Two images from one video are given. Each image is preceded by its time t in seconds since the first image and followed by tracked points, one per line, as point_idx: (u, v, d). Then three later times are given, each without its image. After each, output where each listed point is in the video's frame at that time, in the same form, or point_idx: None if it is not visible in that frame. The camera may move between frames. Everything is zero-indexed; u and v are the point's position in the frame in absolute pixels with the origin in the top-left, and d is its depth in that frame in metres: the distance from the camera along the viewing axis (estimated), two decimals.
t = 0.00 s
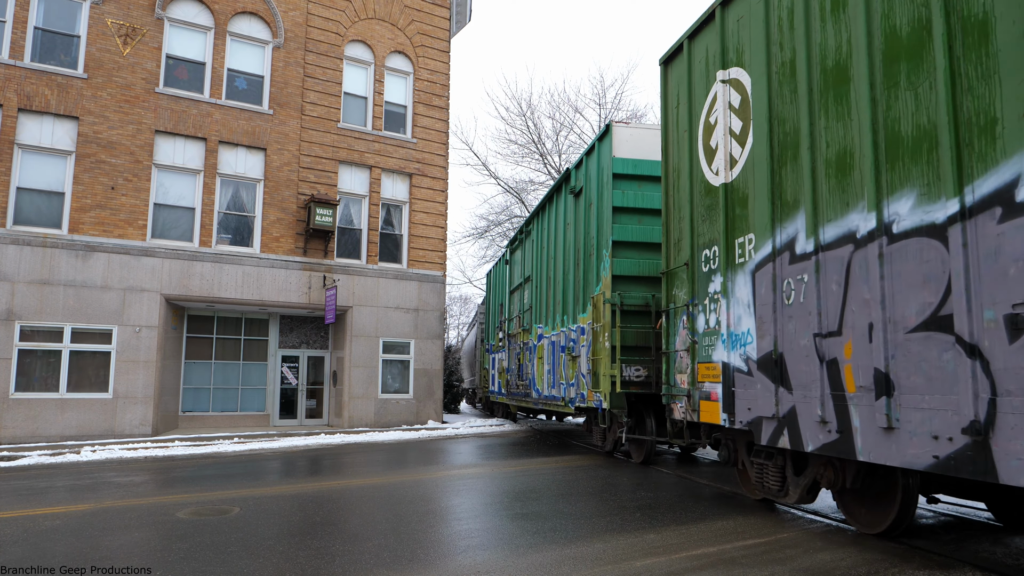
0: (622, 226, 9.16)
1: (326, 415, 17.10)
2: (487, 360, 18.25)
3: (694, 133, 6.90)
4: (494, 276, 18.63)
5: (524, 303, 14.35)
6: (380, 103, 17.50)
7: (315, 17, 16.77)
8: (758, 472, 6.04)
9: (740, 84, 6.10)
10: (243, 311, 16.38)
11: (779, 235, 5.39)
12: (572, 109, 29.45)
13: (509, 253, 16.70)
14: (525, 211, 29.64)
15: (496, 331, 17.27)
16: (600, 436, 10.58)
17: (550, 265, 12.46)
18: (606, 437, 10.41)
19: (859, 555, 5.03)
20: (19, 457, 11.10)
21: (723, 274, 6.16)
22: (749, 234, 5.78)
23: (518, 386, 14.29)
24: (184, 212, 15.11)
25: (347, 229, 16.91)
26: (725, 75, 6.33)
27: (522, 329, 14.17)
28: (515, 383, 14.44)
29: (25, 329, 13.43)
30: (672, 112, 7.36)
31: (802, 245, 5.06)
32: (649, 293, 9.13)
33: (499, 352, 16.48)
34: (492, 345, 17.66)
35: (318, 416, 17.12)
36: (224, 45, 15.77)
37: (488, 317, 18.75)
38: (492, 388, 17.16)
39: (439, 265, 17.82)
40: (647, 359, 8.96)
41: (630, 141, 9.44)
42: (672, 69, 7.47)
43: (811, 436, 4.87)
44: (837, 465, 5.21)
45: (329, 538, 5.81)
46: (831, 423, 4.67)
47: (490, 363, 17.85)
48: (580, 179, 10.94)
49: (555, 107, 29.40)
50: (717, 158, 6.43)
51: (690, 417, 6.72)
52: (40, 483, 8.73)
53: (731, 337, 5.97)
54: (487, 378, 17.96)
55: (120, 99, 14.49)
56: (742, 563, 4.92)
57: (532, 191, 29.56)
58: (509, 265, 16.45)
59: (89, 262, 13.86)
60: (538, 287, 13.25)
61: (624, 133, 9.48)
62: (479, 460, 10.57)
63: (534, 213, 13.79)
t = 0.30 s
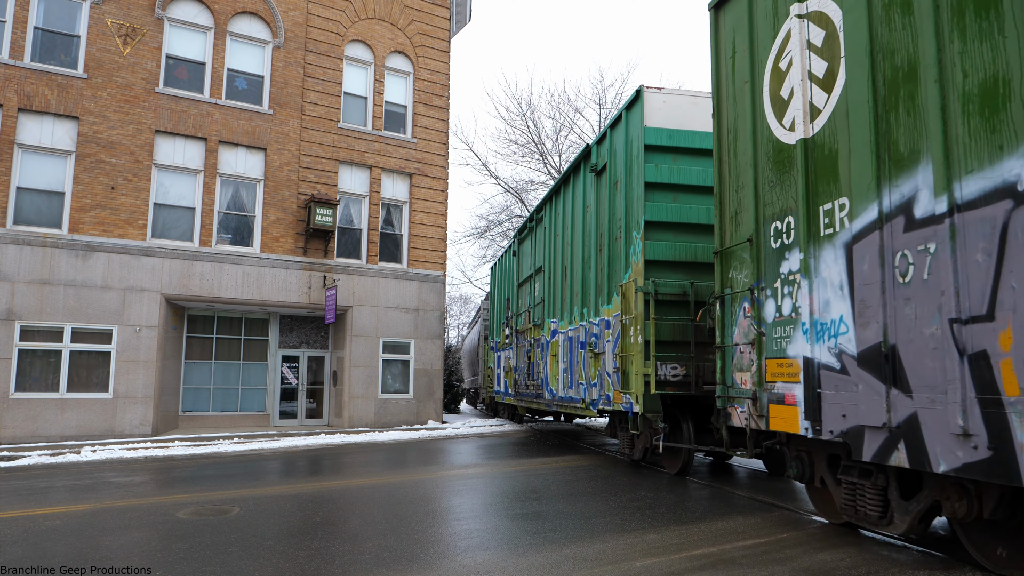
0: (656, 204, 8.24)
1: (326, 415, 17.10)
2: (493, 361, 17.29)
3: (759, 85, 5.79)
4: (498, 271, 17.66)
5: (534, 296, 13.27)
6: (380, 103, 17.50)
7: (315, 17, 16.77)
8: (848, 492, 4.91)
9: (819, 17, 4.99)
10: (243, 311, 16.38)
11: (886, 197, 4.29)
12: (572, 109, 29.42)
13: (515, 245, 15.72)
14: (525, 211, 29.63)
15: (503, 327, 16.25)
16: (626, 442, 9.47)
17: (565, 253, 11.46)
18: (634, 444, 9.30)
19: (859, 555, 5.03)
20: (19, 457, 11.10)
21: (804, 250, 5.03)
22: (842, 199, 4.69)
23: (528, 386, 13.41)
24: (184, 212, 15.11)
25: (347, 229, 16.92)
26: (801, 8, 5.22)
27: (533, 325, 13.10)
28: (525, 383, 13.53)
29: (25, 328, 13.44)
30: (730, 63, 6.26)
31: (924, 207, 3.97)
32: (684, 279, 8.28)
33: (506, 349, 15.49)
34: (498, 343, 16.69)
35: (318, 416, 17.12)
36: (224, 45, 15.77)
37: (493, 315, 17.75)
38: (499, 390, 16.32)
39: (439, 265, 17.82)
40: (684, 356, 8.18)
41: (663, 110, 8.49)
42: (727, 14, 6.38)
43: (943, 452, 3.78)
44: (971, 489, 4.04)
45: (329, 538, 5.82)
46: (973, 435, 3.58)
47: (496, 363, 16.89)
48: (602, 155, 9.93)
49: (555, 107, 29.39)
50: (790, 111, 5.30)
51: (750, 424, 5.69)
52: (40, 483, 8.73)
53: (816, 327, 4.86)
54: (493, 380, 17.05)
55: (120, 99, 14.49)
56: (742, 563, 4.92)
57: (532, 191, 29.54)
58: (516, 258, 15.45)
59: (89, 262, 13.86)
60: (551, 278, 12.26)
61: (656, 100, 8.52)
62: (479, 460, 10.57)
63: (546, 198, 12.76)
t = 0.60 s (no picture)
0: (702, 177, 7.24)
1: (326, 415, 17.09)
2: (502, 359, 16.22)
3: (855, 14, 4.81)
4: (506, 262, 16.59)
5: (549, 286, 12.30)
6: (380, 103, 17.50)
7: (315, 17, 16.77)
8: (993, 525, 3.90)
9: None
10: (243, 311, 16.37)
11: None
12: (572, 109, 29.41)
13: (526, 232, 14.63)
14: (525, 211, 29.64)
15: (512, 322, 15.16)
16: (661, 451, 8.34)
17: (584, 239, 10.48)
18: (670, 452, 8.16)
19: (859, 555, 5.02)
20: (19, 457, 11.09)
21: (930, 212, 4.02)
22: (991, 143, 3.67)
23: (541, 385, 12.41)
24: (184, 212, 15.11)
25: (347, 229, 16.91)
26: None
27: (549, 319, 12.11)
28: (538, 383, 12.53)
29: (25, 328, 13.43)
30: None
31: None
32: (733, 263, 7.29)
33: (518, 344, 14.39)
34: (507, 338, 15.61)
35: (318, 417, 17.12)
36: (224, 45, 15.76)
37: (502, 310, 16.67)
38: (508, 390, 15.29)
39: (439, 265, 17.81)
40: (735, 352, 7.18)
41: (707, 68, 7.44)
42: None
43: None
44: None
45: (330, 538, 5.81)
46: None
47: (504, 361, 15.84)
48: (630, 126, 8.92)
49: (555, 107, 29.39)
50: (904, 39, 4.29)
51: (849, 431, 4.69)
52: (40, 483, 8.73)
53: (950, 310, 3.84)
54: (501, 378, 16.04)
55: (120, 100, 14.49)
56: (742, 563, 4.92)
57: (532, 191, 29.55)
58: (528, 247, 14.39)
59: (89, 262, 13.85)
60: (567, 267, 11.28)
61: (699, 57, 7.46)
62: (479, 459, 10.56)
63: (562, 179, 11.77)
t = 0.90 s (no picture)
0: (762, 140, 6.18)
1: (326, 415, 17.10)
2: (510, 358, 15.11)
3: None
4: (514, 254, 15.50)
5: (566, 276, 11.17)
6: (380, 103, 17.50)
7: (315, 17, 16.77)
8: None
9: None
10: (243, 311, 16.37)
11: None
12: (572, 109, 29.40)
13: (537, 220, 13.53)
14: (525, 211, 29.64)
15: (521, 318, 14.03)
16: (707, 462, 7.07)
17: (609, 221, 9.35)
18: (719, 466, 6.86)
19: (860, 555, 5.02)
20: (19, 457, 11.09)
21: None
22: None
23: (557, 386, 11.28)
24: (184, 212, 15.12)
25: (347, 229, 16.91)
26: None
27: (567, 312, 10.96)
28: (554, 383, 11.41)
29: (24, 328, 13.44)
30: None
31: None
32: (801, 239, 6.18)
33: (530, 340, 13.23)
34: (516, 334, 14.50)
35: (318, 416, 17.12)
36: (224, 45, 15.76)
37: (509, 306, 15.57)
38: (518, 392, 14.15)
39: (439, 265, 17.81)
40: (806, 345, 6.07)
41: (768, 11, 6.33)
42: None
43: None
44: None
45: (330, 537, 5.81)
46: None
47: (513, 359, 14.71)
48: (668, 88, 7.76)
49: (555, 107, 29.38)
50: None
51: (1011, 447, 3.67)
52: (40, 483, 8.73)
53: None
54: (510, 379, 14.92)
55: (120, 99, 14.49)
56: (742, 562, 4.91)
57: (532, 190, 29.53)
58: (539, 236, 13.28)
59: (89, 262, 13.86)
60: (588, 254, 10.14)
61: None
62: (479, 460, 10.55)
63: (581, 157, 10.62)
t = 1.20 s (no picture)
0: (853, 85, 5.12)
1: (326, 415, 17.10)
2: (521, 356, 14.05)
3: None
4: (523, 245, 14.54)
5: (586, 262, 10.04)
6: (380, 103, 17.50)
7: (315, 17, 16.78)
8: None
9: None
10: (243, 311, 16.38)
11: None
12: (572, 109, 29.41)
13: (549, 206, 12.54)
14: (525, 211, 29.65)
15: (533, 312, 13.01)
16: (769, 478, 6.01)
17: (641, 197, 8.21)
18: (789, 483, 5.80)
19: (860, 555, 5.02)
20: (19, 457, 11.09)
21: None
22: None
23: (576, 385, 10.13)
24: (184, 212, 15.12)
25: (347, 229, 16.91)
26: None
27: (588, 304, 9.81)
28: (572, 382, 10.27)
29: (25, 328, 13.44)
30: None
31: None
32: (900, 207, 5.16)
33: (543, 334, 12.18)
34: (527, 329, 13.47)
35: (318, 416, 17.13)
36: (224, 45, 15.77)
37: (519, 301, 14.53)
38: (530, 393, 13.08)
39: (439, 265, 17.81)
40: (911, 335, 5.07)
41: None
42: None
43: None
44: None
45: (330, 538, 5.81)
46: None
47: (524, 355, 13.67)
48: (717, 36, 6.61)
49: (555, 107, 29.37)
50: None
51: None
52: (40, 483, 8.73)
53: None
54: (521, 378, 13.88)
55: (120, 100, 14.49)
56: (741, 563, 4.92)
57: (532, 190, 29.53)
58: (552, 222, 12.26)
59: (89, 262, 13.86)
60: (613, 237, 9.01)
61: None
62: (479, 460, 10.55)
63: (604, 130, 9.50)
